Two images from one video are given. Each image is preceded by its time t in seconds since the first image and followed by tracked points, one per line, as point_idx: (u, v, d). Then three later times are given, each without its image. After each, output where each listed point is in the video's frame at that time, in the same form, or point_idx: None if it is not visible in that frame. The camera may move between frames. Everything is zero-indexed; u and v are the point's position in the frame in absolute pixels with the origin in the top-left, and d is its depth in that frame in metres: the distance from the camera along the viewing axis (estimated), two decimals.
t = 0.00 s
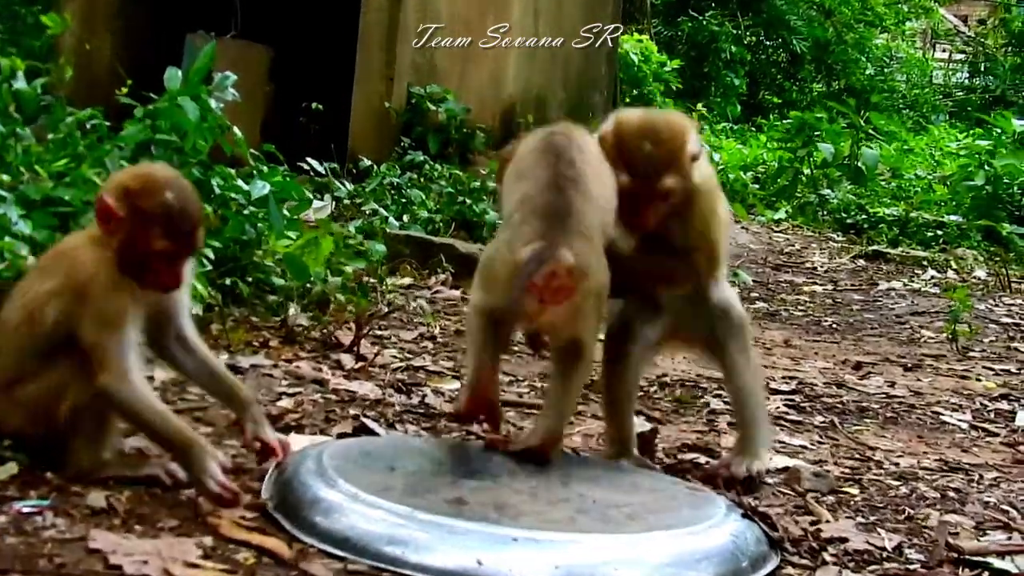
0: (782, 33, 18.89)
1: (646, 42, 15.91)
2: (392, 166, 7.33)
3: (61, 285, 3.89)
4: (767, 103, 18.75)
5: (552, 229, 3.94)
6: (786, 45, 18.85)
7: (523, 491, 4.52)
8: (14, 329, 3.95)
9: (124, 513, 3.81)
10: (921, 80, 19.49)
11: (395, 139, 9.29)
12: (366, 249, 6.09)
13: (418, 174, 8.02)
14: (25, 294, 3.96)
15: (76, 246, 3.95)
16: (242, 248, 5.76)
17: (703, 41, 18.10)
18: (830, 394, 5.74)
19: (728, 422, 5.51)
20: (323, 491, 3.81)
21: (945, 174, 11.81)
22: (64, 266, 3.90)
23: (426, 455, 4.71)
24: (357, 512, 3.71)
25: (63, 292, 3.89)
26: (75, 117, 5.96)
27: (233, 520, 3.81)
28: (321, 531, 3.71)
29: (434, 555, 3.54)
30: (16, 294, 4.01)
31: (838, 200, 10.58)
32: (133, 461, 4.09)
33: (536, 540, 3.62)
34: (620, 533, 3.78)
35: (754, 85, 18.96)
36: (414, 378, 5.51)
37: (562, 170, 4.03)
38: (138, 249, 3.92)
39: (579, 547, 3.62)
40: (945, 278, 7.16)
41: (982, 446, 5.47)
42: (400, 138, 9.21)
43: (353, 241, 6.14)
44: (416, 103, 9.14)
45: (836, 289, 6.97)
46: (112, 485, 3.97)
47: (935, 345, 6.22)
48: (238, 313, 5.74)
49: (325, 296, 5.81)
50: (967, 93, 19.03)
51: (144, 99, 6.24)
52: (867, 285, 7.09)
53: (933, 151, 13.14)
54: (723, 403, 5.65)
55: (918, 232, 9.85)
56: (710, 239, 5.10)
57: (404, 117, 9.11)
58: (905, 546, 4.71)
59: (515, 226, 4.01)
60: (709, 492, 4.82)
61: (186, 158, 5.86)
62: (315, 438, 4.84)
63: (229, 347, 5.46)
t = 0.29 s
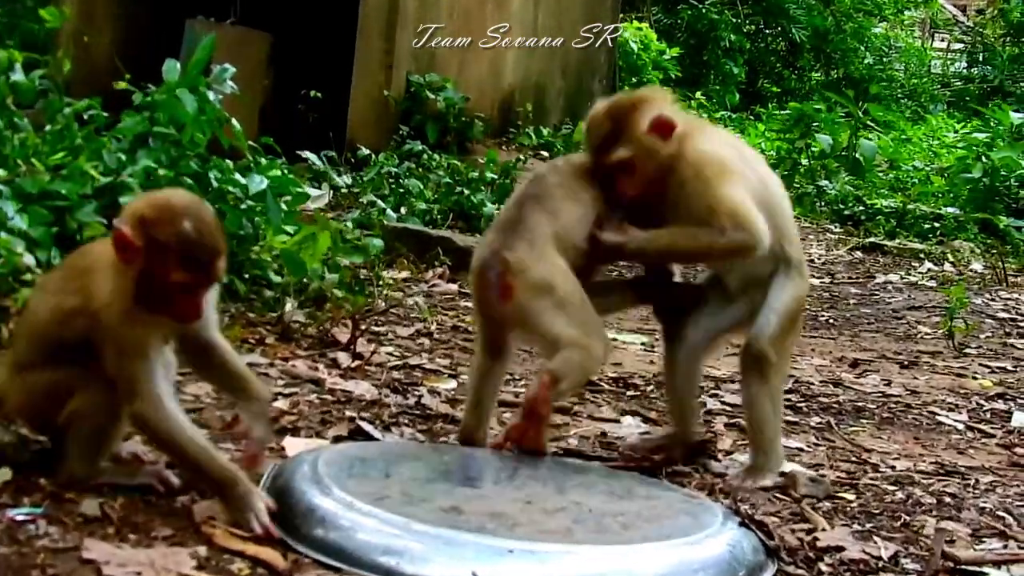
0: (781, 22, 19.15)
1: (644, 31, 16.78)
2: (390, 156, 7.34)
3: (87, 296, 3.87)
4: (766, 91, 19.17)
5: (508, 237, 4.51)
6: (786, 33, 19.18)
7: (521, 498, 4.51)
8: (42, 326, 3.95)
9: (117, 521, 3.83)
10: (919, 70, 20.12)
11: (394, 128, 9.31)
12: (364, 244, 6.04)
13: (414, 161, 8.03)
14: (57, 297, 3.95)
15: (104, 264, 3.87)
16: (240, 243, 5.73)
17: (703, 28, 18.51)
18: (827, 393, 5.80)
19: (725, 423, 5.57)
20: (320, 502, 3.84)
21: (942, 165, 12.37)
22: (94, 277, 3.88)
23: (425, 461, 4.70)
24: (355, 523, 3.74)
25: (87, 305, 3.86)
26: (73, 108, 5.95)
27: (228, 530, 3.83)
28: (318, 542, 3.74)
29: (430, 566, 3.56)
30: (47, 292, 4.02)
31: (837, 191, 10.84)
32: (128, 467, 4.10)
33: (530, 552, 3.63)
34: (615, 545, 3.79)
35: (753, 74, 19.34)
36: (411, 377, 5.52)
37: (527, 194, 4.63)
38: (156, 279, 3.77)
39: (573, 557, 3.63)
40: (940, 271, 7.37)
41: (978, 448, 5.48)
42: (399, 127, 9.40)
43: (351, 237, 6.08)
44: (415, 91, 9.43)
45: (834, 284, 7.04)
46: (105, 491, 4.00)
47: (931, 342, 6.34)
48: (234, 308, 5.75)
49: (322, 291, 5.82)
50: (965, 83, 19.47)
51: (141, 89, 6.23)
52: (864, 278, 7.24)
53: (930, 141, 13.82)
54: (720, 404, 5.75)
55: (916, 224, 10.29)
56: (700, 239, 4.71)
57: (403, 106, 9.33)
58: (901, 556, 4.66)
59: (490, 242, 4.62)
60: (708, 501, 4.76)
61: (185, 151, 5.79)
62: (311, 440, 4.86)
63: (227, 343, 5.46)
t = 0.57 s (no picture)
0: (776, 20, 19.38)
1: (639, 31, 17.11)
2: (386, 154, 7.35)
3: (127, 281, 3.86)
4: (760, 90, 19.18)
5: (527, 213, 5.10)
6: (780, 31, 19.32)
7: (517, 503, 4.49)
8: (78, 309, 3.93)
9: (115, 525, 3.82)
10: (914, 68, 20.33)
11: (388, 127, 9.42)
12: (360, 245, 6.04)
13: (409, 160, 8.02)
14: (96, 281, 3.94)
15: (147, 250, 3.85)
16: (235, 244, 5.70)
17: (697, 27, 18.65)
18: (823, 395, 5.84)
19: (721, 425, 5.57)
20: (319, 507, 3.84)
21: (936, 165, 12.46)
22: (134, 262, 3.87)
23: (421, 468, 4.68)
24: (354, 528, 3.74)
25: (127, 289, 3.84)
26: (68, 108, 5.94)
27: (227, 534, 3.80)
28: (316, 546, 3.74)
29: (428, 569, 3.56)
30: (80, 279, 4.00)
31: (832, 190, 10.90)
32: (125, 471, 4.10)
33: (527, 557, 3.64)
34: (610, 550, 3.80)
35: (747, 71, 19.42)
36: (407, 379, 5.50)
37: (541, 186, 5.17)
38: (208, 265, 3.76)
39: (569, 563, 3.65)
40: (936, 271, 7.47)
41: (973, 450, 5.50)
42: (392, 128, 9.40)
43: (347, 238, 6.07)
44: (410, 90, 9.46)
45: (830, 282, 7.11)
46: (103, 494, 3.99)
47: (926, 342, 6.39)
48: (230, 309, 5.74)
49: (319, 293, 5.71)
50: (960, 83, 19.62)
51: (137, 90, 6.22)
52: (860, 277, 7.32)
53: (925, 140, 14.00)
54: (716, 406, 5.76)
55: (911, 223, 10.42)
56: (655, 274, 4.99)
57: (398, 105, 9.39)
58: (898, 560, 4.63)
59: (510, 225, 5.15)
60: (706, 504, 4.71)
61: (180, 151, 5.78)
62: (308, 443, 4.86)
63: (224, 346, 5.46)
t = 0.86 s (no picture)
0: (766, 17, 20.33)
1: (631, 27, 17.80)
2: (377, 153, 7.40)
3: (233, 271, 3.58)
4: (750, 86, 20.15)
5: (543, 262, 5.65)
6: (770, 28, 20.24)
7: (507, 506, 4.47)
8: (182, 293, 3.68)
9: (106, 533, 3.82)
10: (903, 65, 20.69)
11: (377, 124, 9.40)
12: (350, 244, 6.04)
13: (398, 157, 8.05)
14: (200, 269, 3.68)
15: (263, 242, 3.56)
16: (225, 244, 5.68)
17: (687, 23, 19.71)
18: (813, 395, 5.85)
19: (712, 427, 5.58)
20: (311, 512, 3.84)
21: (926, 162, 12.52)
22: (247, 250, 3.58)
23: (409, 471, 4.65)
24: (346, 538, 3.74)
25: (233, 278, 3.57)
26: (58, 108, 5.93)
27: (218, 542, 3.83)
28: (308, 552, 3.72)
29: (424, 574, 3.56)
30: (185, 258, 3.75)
31: (820, 188, 10.97)
32: (116, 478, 4.09)
33: (521, 564, 3.64)
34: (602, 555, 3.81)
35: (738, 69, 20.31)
36: (398, 380, 5.50)
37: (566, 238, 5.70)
38: (333, 270, 3.47)
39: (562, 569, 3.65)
40: (926, 270, 7.53)
41: (963, 451, 5.52)
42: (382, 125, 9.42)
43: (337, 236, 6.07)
44: (400, 88, 9.55)
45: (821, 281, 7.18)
46: (94, 502, 3.99)
47: (916, 342, 6.42)
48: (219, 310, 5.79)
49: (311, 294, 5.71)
50: (949, 78, 19.78)
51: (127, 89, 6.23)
52: (849, 276, 7.38)
53: (914, 137, 14.13)
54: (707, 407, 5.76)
55: (900, 222, 10.43)
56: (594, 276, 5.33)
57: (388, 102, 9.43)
58: (889, 564, 4.64)
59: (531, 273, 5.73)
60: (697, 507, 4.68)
61: (169, 152, 5.72)
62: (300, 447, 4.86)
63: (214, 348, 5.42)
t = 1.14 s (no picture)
0: (747, 13, 20.56)
1: (612, 23, 18.04)
2: (357, 151, 7.42)
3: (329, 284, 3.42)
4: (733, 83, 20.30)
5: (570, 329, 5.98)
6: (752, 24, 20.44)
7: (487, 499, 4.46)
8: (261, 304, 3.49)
9: (85, 540, 3.82)
10: (885, 61, 20.80)
11: (359, 122, 9.47)
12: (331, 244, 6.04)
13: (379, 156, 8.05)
14: (295, 286, 3.45)
15: (365, 257, 3.43)
16: (204, 245, 5.64)
17: (670, 20, 19.77)
18: (794, 395, 5.86)
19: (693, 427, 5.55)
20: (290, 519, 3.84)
21: (906, 159, 12.56)
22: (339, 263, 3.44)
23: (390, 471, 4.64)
24: (328, 542, 3.73)
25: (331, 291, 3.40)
26: (36, 108, 5.91)
27: (197, 550, 3.84)
28: (286, 556, 3.71)
29: None
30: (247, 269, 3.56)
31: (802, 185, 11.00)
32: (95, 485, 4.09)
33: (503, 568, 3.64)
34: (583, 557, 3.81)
35: (721, 65, 20.41)
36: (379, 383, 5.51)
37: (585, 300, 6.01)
38: (455, 297, 3.42)
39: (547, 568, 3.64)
40: (906, 268, 7.58)
41: (943, 450, 5.53)
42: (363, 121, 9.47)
43: (317, 234, 6.07)
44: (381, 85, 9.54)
45: (801, 279, 7.21)
46: (73, 510, 3.99)
47: (896, 340, 6.45)
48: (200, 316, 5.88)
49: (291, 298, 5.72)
50: (929, 75, 19.82)
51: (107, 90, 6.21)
52: (829, 273, 7.39)
53: (895, 134, 14.19)
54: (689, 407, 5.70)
55: (881, 219, 10.43)
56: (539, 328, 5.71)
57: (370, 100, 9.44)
58: (869, 565, 4.65)
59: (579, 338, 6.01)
60: (679, 510, 4.68)
61: (149, 152, 5.65)
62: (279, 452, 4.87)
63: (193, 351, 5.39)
